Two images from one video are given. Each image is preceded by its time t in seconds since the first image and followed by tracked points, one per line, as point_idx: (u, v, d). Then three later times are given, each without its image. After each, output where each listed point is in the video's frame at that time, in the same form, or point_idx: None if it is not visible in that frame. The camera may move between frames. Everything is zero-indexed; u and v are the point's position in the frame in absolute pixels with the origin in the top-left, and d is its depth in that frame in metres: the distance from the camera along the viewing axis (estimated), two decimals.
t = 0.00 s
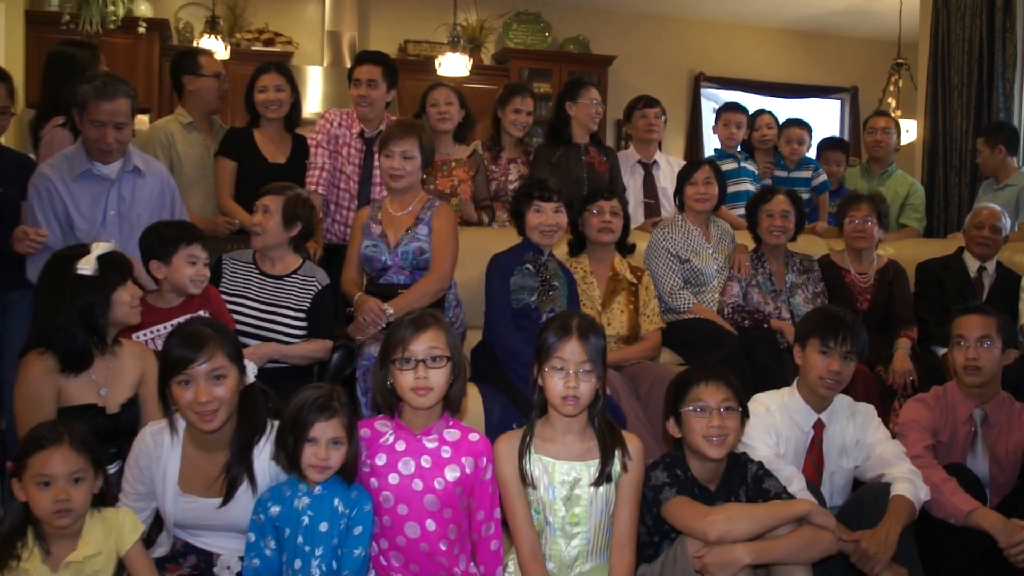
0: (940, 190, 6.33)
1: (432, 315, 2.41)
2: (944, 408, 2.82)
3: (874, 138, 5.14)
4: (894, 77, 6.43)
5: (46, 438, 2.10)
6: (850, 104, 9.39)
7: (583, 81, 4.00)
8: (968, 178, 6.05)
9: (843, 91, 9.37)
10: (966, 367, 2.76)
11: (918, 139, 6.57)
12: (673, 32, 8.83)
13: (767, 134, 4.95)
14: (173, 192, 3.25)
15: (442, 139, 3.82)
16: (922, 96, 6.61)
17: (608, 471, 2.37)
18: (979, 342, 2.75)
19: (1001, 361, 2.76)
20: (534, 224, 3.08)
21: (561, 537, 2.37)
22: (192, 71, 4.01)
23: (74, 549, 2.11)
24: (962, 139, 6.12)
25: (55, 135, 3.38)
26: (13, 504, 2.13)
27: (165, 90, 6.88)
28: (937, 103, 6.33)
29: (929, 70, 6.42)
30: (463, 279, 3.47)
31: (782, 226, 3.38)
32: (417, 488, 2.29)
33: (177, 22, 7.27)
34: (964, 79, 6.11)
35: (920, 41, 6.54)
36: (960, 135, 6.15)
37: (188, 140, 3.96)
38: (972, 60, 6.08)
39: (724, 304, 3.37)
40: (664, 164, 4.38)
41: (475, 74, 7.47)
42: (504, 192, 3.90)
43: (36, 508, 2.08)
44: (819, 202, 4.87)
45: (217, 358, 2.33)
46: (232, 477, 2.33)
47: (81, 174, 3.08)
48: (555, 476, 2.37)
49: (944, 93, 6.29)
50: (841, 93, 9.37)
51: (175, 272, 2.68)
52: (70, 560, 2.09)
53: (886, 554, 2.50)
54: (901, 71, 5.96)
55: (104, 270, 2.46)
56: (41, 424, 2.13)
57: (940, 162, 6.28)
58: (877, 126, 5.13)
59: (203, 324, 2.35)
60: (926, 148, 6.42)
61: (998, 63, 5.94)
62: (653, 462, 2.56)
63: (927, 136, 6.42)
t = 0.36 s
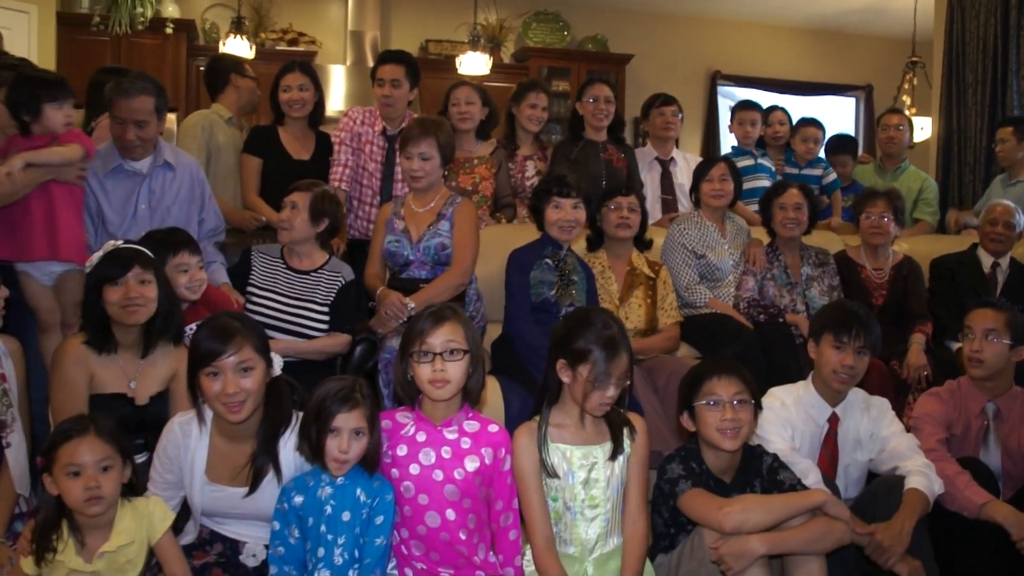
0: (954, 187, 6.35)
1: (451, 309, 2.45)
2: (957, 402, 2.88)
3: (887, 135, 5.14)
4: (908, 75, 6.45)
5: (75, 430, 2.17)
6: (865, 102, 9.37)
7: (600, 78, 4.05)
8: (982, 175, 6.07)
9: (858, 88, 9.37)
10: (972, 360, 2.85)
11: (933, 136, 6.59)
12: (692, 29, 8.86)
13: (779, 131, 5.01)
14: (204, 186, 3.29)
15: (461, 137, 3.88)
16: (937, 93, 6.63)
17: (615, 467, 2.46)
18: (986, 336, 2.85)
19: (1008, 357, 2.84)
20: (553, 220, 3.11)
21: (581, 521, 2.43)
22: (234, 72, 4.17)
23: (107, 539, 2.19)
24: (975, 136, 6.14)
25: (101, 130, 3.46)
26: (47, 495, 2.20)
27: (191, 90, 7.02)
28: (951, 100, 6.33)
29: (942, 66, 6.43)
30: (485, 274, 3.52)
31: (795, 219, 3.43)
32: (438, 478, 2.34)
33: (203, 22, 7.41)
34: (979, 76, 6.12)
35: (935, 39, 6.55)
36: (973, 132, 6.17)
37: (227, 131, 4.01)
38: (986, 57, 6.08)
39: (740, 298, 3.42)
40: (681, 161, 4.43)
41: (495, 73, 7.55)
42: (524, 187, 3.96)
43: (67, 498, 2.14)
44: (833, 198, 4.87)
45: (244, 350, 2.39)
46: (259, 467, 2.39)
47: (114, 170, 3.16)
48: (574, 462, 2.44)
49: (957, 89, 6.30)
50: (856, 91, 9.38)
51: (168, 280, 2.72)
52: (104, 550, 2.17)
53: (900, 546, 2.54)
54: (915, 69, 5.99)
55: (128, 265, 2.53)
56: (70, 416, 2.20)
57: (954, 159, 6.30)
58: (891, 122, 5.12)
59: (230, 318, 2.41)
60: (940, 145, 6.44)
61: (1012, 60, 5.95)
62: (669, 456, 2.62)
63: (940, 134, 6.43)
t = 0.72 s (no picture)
0: (973, 183, 6.35)
1: (472, 304, 2.50)
2: (974, 396, 2.92)
3: (906, 131, 5.13)
4: (927, 72, 6.45)
5: (101, 425, 2.21)
6: (884, 99, 9.36)
7: (619, 75, 4.09)
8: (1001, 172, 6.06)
9: (877, 85, 9.35)
10: (987, 354, 2.85)
11: (951, 133, 6.58)
12: (711, 26, 8.87)
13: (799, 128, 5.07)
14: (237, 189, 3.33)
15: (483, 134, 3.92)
16: (955, 90, 6.62)
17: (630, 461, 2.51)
18: (1002, 329, 2.83)
19: None
20: (573, 217, 3.10)
21: (601, 503, 2.49)
22: (262, 70, 4.23)
23: (135, 530, 2.25)
24: (994, 133, 6.13)
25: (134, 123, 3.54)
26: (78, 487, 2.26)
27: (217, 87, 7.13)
28: (970, 97, 6.31)
29: (960, 63, 6.42)
30: (508, 269, 3.56)
31: (807, 214, 3.45)
32: (459, 470, 2.37)
33: (229, 21, 7.53)
34: (998, 73, 6.11)
35: (955, 36, 6.53)
36: (992, 129, 6.16)
37: (253, 128, 4.07)
38: (1006, 53, 6.06)
39: (759, 293, 3.45)
40: (701, 157, 4.47)
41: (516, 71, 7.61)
42: (547, 183, 4.00)
43: (96, 492, 2.20)
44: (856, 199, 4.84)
45: (271, 346, 2.42)
46: (284, 459, 2.42)
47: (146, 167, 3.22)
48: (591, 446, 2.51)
49: (976, 85, 6.28)
50: (875, 88, 9.35)
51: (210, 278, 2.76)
52: (133, 540, 2.23)
53: (918, 540, 2.58)
54: (933, 66, 5.98)
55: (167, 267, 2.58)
56: (97, 411, 2.25)
57: (972, 156, 6.29)
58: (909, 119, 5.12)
59: (258, 312, 2.44)
60: (958, 142, 6.43)
61: None
62: (689, 449, 2.65)
63: (958, 131, 6.43)
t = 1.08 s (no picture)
0: (1005, 177, 6.30)
1: (504, 298, 2.50)
2: (1005, 391, 2.91)
3: (935, 125, 5.16)
4: (958, 65, 6.40)
5: (142, 420, 2.26)
6: (913, 91, 9.27)
7: (648, 69, 4.09)
8: None
9: (906, 78, 9.27)
10: None
11: (982, 126, 6.52)
12: (738, 19, 8.85)
13: (828, 121, 5.19)
14: (272, 191, 3.33)
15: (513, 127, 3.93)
16: (986, 83, 6.56)
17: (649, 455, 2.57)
18: None
19: None
20: (602, 209, 3.10)
21: (624, 492, 2.53)
22: (291, 62, 4.27)
23: (165, 520, 2.28)
24: None
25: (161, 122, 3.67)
26: (113, 476, 2.30)
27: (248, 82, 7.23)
28: (1003, 90, 6.25)
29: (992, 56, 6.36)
30: (537, 261, 3.58)
31: (833, 209, 3.45)
32: (488, 462, 2.38)
33: (260, 17, 7.62)
34: None
35: (986, 28, 6.47)
36: None
37: (281, 123, 4.12)
38: None
39: (787, 286, 3.45)
40: (729, 150, 4.46)
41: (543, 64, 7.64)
42: (576, 176, 4.02)
43: (132, 485, 2.24)
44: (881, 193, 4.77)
45: (287, 340, 2.36)
46: (311, 450, 2.42)
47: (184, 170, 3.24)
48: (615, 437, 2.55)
49: (1009, 78, 6.21)
50: (905, 81, 9.28)
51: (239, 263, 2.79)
52: (161, 530, 2.26)
53: (946, 534, 2.58)
54: (964, 59, 5.93)
55: (196, 253, 2.62)
56: (136, 404, 2.29)
57: (1003, 150, 6.24)
58: (939, 113, 5.13)
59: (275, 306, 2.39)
60: (988, 136, 6.38)
61: None
62: (716, 441, 2.66)
63: (989, 125, 6.37)
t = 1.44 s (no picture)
0: None
1: (539, 288, 2.49)
2: None
3: (971, 114, 5.08)
4: (995, 53, 6.32)
5: (177, 406, 2.27)
6: (949, 81, 9.16)
7: (682, 59, 4.08)
8: None
9: (941, 68, 9.17)
10: None
11: (1019, 116, 6.45)
12: (770, 9, 8.81)
13: (863, 110, 5.20)
14: (302, 184, 3.30)
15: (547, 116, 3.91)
16: None
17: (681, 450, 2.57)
18: None
19: None
20: (634, 199, 3.09)
21: (656, 487, 2.53)
22: (323, 52, 4.28)
23: (197, 505, 2.30)
24: None
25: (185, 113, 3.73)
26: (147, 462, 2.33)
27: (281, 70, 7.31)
28: None
29: None
30: (567, 251, 3.58)
31: (871, 199, 3.42)
32: (520, 452, 2.37)
33: (293, 9, 7.70)
34: None
35: None
36: None
37: (314, 113, 4.14)
38: None
39: (819, 277, 3.43)
40: (761, 141, 4.48)
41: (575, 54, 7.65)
42: (608, 166, 4.02)
43: (165, 471, 2.27)
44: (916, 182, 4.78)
45: (305, 332, 2.31)
46: (338, 439, 2.37)
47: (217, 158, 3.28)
48: (648, 430, 2.53)
49: None
50: (939, 71, 9.17)
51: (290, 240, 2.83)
52: (194, 515, 2.28)
53: (980, 527, 2.57)
54: (1003, 47, 5.86)
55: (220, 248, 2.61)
56: (171, 391, 2.30)
57: None
58: (976, 102, 5.05)
59: (294, 298, 2.33)
60: None
61: None
62: (747, 432, 2.66)
63: None
